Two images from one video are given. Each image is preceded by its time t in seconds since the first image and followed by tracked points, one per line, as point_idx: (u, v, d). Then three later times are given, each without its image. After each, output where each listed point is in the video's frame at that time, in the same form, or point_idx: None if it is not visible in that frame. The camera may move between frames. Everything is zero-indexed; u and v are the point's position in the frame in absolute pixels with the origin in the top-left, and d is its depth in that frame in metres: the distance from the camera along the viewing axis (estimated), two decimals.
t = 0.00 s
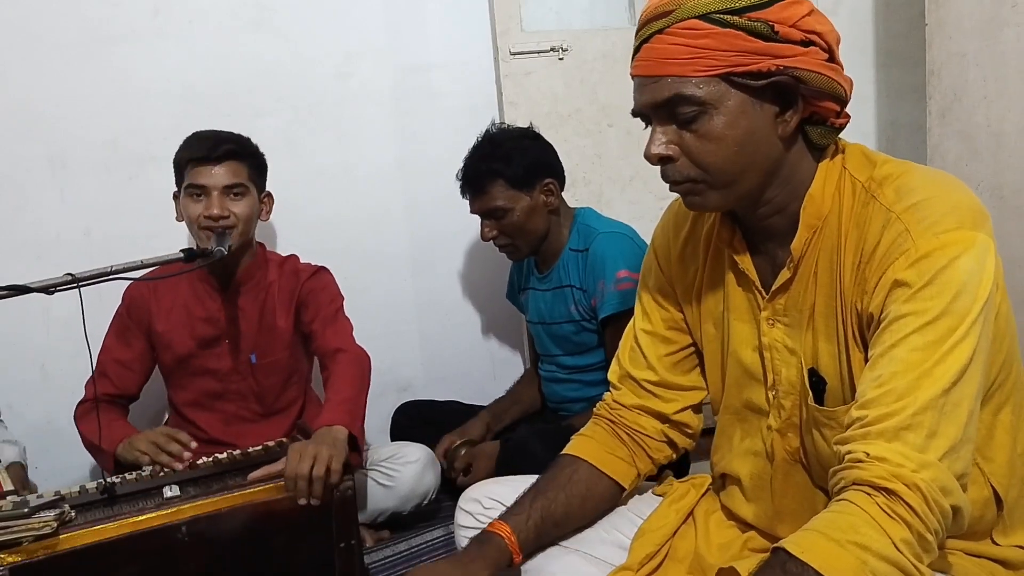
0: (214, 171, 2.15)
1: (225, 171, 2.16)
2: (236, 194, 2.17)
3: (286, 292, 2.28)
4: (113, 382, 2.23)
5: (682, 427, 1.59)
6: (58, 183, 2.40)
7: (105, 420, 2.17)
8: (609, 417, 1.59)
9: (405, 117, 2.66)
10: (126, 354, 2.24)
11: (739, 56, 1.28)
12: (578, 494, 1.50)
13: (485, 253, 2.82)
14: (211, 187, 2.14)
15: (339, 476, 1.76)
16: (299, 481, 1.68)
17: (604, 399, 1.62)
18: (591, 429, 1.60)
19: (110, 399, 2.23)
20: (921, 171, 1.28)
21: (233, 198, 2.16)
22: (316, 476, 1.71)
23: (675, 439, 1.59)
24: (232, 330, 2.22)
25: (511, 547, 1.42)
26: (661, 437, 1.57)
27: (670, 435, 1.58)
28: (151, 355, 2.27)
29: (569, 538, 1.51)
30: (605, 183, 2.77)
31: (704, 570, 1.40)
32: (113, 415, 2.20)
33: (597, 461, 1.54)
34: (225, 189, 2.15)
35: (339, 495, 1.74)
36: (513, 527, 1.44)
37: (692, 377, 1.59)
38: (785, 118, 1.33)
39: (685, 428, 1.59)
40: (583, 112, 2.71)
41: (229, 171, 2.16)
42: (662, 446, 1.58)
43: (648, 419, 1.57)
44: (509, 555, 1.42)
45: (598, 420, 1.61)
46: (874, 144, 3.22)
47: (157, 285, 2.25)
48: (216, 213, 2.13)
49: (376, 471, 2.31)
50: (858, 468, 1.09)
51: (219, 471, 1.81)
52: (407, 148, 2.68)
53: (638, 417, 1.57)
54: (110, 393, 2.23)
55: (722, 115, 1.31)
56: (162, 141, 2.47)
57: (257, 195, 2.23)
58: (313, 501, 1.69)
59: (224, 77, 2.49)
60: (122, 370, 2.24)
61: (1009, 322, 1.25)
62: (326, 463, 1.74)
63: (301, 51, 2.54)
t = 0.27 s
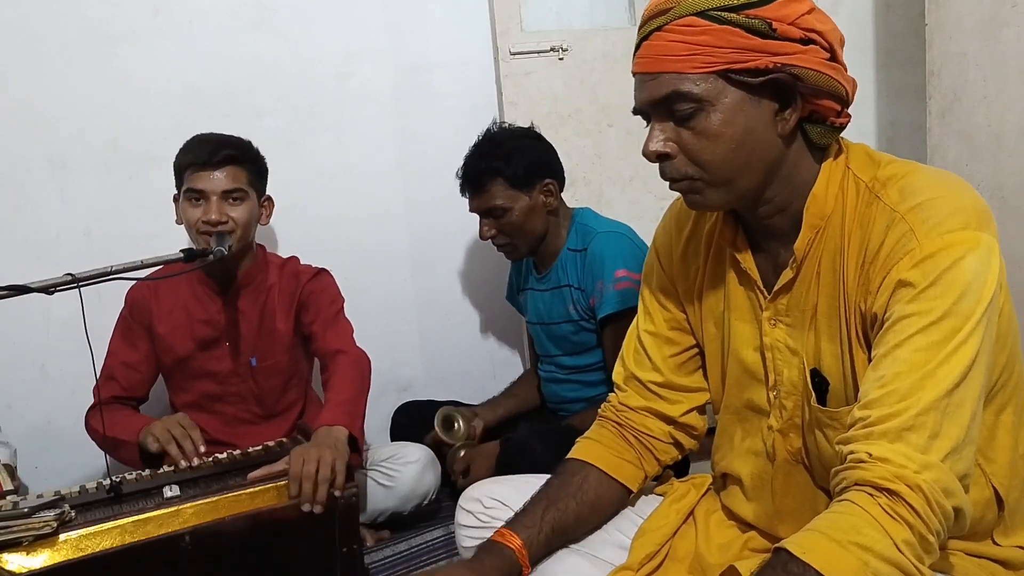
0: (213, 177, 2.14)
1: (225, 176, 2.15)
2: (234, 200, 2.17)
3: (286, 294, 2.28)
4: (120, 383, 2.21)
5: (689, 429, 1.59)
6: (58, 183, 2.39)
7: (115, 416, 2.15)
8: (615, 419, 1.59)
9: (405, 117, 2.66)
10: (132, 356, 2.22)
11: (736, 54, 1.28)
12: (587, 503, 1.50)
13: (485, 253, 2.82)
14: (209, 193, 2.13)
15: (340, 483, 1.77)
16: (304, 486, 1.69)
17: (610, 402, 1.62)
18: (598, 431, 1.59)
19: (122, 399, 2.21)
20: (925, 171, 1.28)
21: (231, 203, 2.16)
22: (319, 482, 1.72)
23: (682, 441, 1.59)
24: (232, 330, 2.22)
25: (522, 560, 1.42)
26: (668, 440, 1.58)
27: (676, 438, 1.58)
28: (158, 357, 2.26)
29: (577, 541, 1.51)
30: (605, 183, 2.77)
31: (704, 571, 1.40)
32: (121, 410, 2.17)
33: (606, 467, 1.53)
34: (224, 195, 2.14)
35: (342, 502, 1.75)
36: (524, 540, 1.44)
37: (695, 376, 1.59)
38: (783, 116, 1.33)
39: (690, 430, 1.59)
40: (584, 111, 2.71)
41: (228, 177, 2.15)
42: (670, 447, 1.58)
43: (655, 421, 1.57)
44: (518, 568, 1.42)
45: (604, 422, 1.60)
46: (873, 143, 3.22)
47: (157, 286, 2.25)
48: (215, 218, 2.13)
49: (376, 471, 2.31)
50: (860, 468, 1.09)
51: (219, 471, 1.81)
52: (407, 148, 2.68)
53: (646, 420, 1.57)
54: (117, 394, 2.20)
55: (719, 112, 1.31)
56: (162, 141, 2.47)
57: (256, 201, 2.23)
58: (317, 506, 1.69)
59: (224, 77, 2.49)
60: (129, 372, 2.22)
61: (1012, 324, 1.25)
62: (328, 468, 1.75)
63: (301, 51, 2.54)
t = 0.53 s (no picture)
0: (216, 177, 2.14)
1: (227, 177, 2.15)
2: (237, 200, 2.17)
3: (286, 294, 2.28)
4: (123, 384, 2.21)
5: (692, 431, 1.59)
6: (58, 183, 2.39)
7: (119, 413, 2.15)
8: (617, 419, 1.59)
9: (405, 117, 2.66)
10: (133, 356, 2.23)
11: (718, 51, 1.29)
12: (589, 502, 1.50)
13: (485, 253, 2.82)
14: (212, 192, 2.13)
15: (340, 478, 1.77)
16: (302, 484, 1.69)
17: (611, 401, 1.62)
18: (599, 431, 1.60)
19: (125, 398, 2.21)
20: (927, 171, 1.28)
21: (233, 203, 2.16)
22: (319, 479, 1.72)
23: (684, 442, 1.59)
24: (232, 330, 2.22)
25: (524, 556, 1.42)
26: (669, 441, 1.58)
27: (679, 438, 1.58)
28: (158, 358, 2.26)
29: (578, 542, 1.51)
30: (605, 183, 2.76)
31: (703, 571, 1.40)
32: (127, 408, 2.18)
33: (608, 467, 1.53)
34: (227, 195, 2.15)
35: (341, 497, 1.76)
36: (527, 537, 1.44)
37: (695, 376, 1.59)
38: (769, 115, 1.32)
39: (692, 430, 1.59)
40: (583, 112, 2.71)
41: (231, 177, 2.16)
42: (672, 449, 1.58)
43: (657, 421, 1.57)
44: (521, 565, 1.42)
45: (606, 422, 1.61)
46: (874, 143, 3.22)
47: (158, 286, 2.25)
48: (217, 218, 2.12)
49: (376, 471, 2.31)
50: (861, 468, 1.09)
51: (219, 471, 1.81)
52: (407, 148, 2.68)
53: (648, 420, 1.57)
54: (120, 394, 2.21)
55: (702, 109, 1.31)
56: (162, 141, 2.47)
57: (258, 202, 2.23)
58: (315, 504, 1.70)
59: (225, 77, 2.49)
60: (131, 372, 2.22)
61: (1013, 324, 1.25)
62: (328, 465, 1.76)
63: (301, 51, 2.54)
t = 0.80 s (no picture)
0: (215, 178, 2.14)
1: (227, 177, 2.15)
2: (236, 201, 2.17)
3: (285, 294, 2.28)
4: (126, 389, 2.22)
5: (691, 429, 1.58)
6: (58, 183, 2.39)
7: (126, 418, 2.17)
8: (617, 420, 1.59)
9: (405, 117, 2.66)
10: (134, 360, 2.23)
11: (727, 45, 1.29)
12: (588, 504, 1.50)
13: (485, 253, 2.82)
14: (211, 193, 2.13)
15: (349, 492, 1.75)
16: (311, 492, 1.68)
17: (612, 401, 1.62)
18: (600, 432, 1.60)
19: (130, 403, 2.22)
20: (926, 171, 1.28)
21: (232, 204, 2.16)
22: (327, 487, 1.71)
23: (684, 442, 1.59)
24: (232, 330, 2.22)
25: (523, 559, 1.42)
26: (669, 441, 1.57)
27: (679, 437, 1.58)
28: (158, 357, 2.26)
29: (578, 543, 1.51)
30: (605, 183, 2.76)
31: (704, 571, 1.40)
32: (131, 412, 2.20)
33: (608, 468, 1.53)
34: (226, 196, 2.15)
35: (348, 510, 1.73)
36: (525, 540, 1.44)
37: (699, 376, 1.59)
38: (776, 109, 1.32)
39: (694, 430, 1.59)
40: (584, 111, 2.71)
41: (230, 178, 2.16)
42: (671, 448, 1.58)
43: (657, 421, 1.57)
44: (520, 567, 1.42)
45: (606, 422, 1.60)
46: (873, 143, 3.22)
47: (158, 286, 2.25)
48: (216, 219, 2.12)
49: (376, 471, 2.31)
50: (860, 467, 1.09)
51: (219, 471, 1.81)
52: (407, 148, 2.68)
53: (646, 420, 1.57)
54: (122, 398, 2.22)
55: (711, 104, 1.31)
56: (162, 141, 2.47)
57: (258, 202, 2.23)
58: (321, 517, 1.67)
59: (225, 77, 2.49)
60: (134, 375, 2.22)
61: (1012, 324, 1.25)
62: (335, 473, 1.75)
63: (301, 51, 2.54)
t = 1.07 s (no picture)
0: (218, 181, 2.14)
1: (231, 181, 2.16)
2: (238, 205, 2.17)
3: (282, 294, 2.27)
4: (126, 388, 2.22)
5: (701, 435, 1.59)
6: (58, 183, 2.39)
7: (126, 418, 2.16)
8: (628, 425, 1.59)
9: (405, 117, 2.66)
10: (134, 359, 2.23)
11: (722, 51, 1.29)
12: (605, 509, 1.50)
13: (485, 253, 2.82)
14: (214, 196, 2.13)
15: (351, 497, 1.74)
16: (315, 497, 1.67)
17: (621, 405, 1.62)
18: (611, 436, 1.60)
19: (132, 402, 2.23)
20: (923, 172, 1.28)
21: (235, 208, 2.17)
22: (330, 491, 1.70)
23: (694, 448, 1.59)
24: (230, 331, 2.22)
25: (541, 562, 1.41)
26: (679, 446, 1.58)
27: (689, 444, 1.59)
28: (157, 357, 2.26)
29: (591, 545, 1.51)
30: (605, 183, 2.76)
31: (704, 571, 1.41)
32: (135, 412, 2.19)
33: (623, 472, 1.54)
34: (229, 200, 2.15)
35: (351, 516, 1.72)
36: (544, 543, 1.43)
37: (704, 381, 1.59)
38: (771, 114, 1.33)
39: (702, 435, 1.60)
40: (583, 112, 2.71)
41: (234, 182, 2.16)
42: (682, 454, 1.59)
43: (668, 427, 1.57)
44: (539, 569, 1.41)
45: (618, 427, 1.61)
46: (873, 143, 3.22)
47: (154, 287, 2.24)
48: (218, 222, 2.12)
49: (376, 472, 2.31)
50: (859, 468, 1.09)
51: (219, 471, 1.81)
52: (407, 148, 2.68)
53: (659, 425, 1.57)
54: (123, 398, 2.21)
55: (706, 109, 1.31)
56: (162, 140, 2.47)
57: (260, 207, 2.24)
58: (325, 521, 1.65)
59: (225, 77, 2.49)
60: (134, 375, 2.22)
61: (1011, 324, 1.25)
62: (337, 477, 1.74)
63: (301, 51, 2.54)
